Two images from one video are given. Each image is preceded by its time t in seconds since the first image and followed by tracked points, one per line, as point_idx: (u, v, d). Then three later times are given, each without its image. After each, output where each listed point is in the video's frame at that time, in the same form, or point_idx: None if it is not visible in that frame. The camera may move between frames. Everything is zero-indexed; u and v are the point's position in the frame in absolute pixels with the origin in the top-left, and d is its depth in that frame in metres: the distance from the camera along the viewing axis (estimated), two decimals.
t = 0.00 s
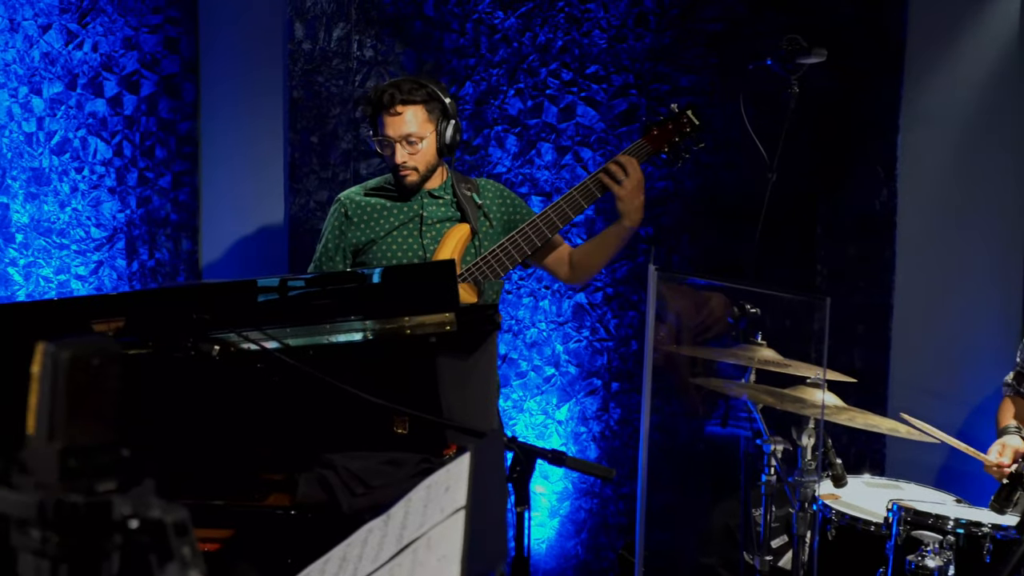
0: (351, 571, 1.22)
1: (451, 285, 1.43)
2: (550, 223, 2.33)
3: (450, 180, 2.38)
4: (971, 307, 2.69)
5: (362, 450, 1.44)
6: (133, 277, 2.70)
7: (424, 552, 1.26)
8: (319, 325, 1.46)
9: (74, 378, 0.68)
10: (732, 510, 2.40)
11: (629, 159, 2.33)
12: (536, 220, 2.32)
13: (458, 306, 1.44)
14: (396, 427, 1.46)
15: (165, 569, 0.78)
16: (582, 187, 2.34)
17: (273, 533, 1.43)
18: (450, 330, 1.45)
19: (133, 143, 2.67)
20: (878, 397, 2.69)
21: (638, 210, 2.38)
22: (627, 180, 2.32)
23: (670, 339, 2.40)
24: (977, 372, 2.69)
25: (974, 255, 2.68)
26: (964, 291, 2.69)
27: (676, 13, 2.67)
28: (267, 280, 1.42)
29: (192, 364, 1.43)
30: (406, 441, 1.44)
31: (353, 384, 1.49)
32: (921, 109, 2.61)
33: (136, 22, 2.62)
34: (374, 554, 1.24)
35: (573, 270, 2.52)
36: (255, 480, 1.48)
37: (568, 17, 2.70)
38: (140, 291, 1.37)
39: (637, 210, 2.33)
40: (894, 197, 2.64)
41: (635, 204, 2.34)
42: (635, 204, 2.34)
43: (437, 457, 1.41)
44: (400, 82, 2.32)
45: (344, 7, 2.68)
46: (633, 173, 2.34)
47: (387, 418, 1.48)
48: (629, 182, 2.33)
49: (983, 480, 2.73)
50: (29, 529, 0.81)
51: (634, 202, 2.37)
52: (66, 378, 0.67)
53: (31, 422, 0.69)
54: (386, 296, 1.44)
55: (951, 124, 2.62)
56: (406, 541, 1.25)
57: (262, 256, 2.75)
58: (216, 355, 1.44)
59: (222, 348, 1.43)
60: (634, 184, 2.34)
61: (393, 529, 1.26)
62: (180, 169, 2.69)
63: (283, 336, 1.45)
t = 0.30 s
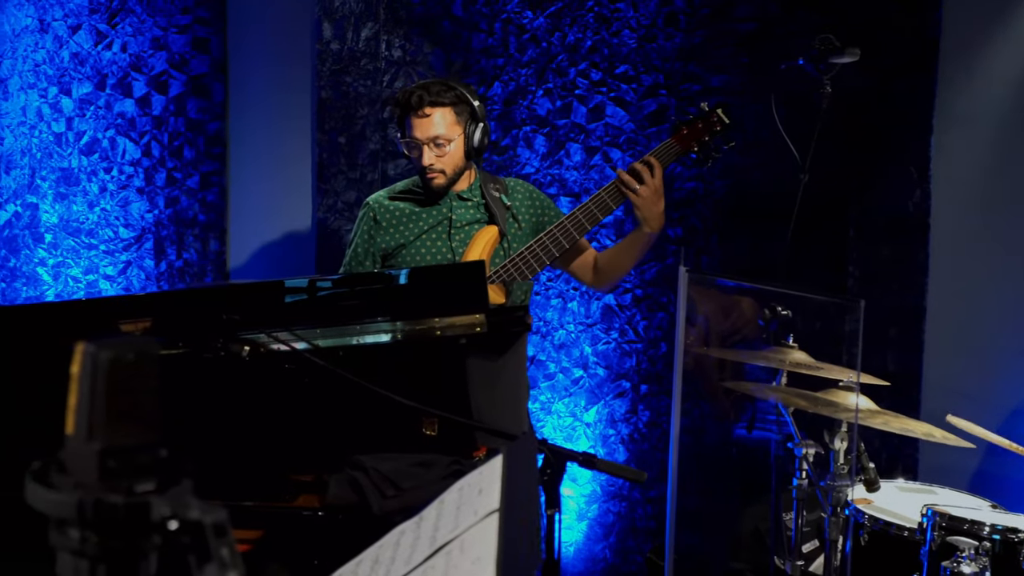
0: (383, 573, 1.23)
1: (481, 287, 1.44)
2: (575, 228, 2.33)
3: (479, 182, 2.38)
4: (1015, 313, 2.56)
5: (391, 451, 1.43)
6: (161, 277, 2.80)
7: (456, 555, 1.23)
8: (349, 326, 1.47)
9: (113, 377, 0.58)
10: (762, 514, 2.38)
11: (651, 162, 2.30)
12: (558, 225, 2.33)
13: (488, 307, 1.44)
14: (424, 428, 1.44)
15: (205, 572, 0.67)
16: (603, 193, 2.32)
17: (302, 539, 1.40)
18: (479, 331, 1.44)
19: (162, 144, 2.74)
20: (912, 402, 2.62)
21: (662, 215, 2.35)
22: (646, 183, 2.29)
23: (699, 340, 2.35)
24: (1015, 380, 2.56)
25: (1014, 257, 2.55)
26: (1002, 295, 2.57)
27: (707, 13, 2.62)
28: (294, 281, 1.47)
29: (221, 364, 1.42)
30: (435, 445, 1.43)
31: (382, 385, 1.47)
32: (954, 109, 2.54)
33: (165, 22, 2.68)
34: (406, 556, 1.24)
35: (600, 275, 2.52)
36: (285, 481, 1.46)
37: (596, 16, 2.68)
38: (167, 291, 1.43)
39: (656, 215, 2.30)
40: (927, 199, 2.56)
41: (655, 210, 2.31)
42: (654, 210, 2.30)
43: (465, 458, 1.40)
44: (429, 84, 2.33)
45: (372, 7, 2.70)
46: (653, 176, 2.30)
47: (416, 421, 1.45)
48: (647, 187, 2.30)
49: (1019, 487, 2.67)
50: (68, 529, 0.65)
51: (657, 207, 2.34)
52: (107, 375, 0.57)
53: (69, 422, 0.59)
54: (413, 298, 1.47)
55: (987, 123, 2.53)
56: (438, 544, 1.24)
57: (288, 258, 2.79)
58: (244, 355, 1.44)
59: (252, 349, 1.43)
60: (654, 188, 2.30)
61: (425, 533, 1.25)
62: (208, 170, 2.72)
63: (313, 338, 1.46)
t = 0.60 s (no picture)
0: (414, 574, 1.29)
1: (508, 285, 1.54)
2: (603, 228, 2.32)
3: (506, 180, 2.40)
4: None
5: (421, 453, 1.50)
6: (186, 277, 2.83)
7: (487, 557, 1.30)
8: (376, 326, 1.53)
9: (148, 390, 0.67)
10: (792, 517, 2.35)
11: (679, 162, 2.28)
12: (586, 225, 2.31)
13: (517, 308, 1.50)
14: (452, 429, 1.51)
15: (240, 570, 0.80)
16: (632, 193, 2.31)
17: (328, 540, 1.43)
18: (507, 331, 1.50)
19: (188, 143, 2.78)
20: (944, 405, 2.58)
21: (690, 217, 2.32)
22: (676, 184, 2.27)
23: (727, 342, 2.38)
24: None
25: None
26: None
27: (736, 10, 2.60)
28: (321, 281, 1.54)
29: (249, 364, 1.48)
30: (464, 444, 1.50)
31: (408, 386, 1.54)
32: (988, 108, 2.50)
33: (191, 21, 2.73)
34: (437, 558, 1.29)
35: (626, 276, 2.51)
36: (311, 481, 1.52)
37: (625, 15, 2.66)
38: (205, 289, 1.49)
39: (684, 216, 2.28)
40: (961, 199, 2.53)
41: (684, 211, 2.29)
42: (684, 211, 2.28)
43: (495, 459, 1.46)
44: (457, 80, 2.36)
45: (398, 6, 2.69)
46: (683, 178, 2.28)
47: (444, 421, 1.52)
48: (677, 189, 2.28)
49: None
50: (104, 529, 0.76)
51: (686, 208, 2.32)
52: (137, 380, 0.66)
53: (105, 424, 0.68)
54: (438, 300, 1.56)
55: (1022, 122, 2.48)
56: (470, 546, 1.30)
57: (313, 257, 2.78)
58: (272, 355, 1.48)
59: (278, 348, 1.48)
60: (685, 189, 2.28)
61: (454, 534, 1.31)
62: (233, 169, 2.76)
63: (339, 338, 1.52)
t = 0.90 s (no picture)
0: None
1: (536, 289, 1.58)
2: (634, 231, 2.34)
3: (535, 183, 2.43)
4: None
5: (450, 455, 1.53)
6: (213, 277, 2.85)
7: (519, 560, 1.28)
8: (403, 327, 1.60)
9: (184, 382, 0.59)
10: (820, 520, 2.31)
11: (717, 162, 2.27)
12: (618, 227, 2.33)
13: (545, 309, 1.56)
14: (478, 430, 1.55)
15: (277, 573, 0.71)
16: (666, 193, 2.31)
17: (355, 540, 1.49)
18: (536, 332, 1.56)
19: (213, 143, 2.81)
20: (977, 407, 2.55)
21: (728, 218, 2.32)
22: (715, 185, 2.26)
23: (754, 344, 2.38)
24: None
25: None
26: None
27: (766, 9, 2.58)
28: (349, 281, 1.64)
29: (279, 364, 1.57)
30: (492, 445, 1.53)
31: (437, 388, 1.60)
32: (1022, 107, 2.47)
33: (218, 20, 2.75)
34: (467, 561, 1.28)
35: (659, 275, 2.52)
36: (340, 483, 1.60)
37: (653, 13, 2.65)
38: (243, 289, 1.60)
39: (723, 217, 2.28)
40: (994, 199, 2.51)
41: (722, 211, 2.29)
42: (722, 213, 2.28)
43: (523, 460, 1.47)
44: (486, 82, 2.37)
45: (424, 5, 2.67)
46: (721, 178, 2.27)
47: (472, 422, 1.56)
48: (715, 189, 2.27)
49: None
50: (137, 528, 0.67)
51: (724, 209, 2.32)
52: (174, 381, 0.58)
53: (140, 424, 0.60)
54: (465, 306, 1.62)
55: None
56: (500, 550, 1.28)
57: (339, 260, 2.78)
58: (300, 355, 1.56)
59: (307, 349, 1.56)
60: (722, 190, 2.28)
61: (485, 536, 1.29)
62: (259, 168, 2.78)
63: (367, 338, 1.59)
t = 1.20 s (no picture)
0: None
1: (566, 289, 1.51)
2: (662, 229, 2.32)
3: (564, 181, 2.41)
4: None
5: (479, 458, 1.50)
6: (239, 277, 2.87)
7: (552, 564, 1.31)
8: (431, 327, 1.59)
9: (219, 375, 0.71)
10: (852, 526, 2.28)
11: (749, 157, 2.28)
12: (647, 225, 2.32)
13: (573, 309, 1.50)
14: (506, 433, 1.51)
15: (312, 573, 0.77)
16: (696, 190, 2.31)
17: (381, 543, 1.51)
18: (565, 333, 1.50)
19: (241, 143, 2.83)
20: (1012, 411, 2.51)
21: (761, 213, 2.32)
22: (746, 179, 2.27)
23: (785, 345, 2.33)
24: None
25: None
26: None
27: (797, 7, 2.56)
28: (374, 281, 1.61)
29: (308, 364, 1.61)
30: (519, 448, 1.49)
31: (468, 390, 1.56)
32: None
33: (244, 19, 2.78)
34: (499, 563, 1.31)
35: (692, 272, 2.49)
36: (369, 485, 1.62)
37: (682, 12, 2.63)
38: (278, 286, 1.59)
39: (755, 213, 2.30)
40: None
41: (754, 205, 2.30)
42: (754, 208, 2.29)
43: (551, 463, 1.43)
44: (513, 78, 2.37)
45: (452, 4, 2.66)
46: (753, 173, 2.28)
47: (500, 424, 1.51)
48: (747, 184, 2.28)
49: None
50: (174, 531, 0.74)
51: (758, 206, 2.32)
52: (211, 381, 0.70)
53: (178, 425, 0.72)
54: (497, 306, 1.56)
55: None
56: (533, 553, 1.31)
57: (365, 261, 2.76)
58: (329, 356, 1.60)
59: (335, 349, 1.60)
60: (754, 185, 2.29)
61: (517, 539, 1.31)
62: (285, 169, 2.80)
63: (396, 339, 1.59)
